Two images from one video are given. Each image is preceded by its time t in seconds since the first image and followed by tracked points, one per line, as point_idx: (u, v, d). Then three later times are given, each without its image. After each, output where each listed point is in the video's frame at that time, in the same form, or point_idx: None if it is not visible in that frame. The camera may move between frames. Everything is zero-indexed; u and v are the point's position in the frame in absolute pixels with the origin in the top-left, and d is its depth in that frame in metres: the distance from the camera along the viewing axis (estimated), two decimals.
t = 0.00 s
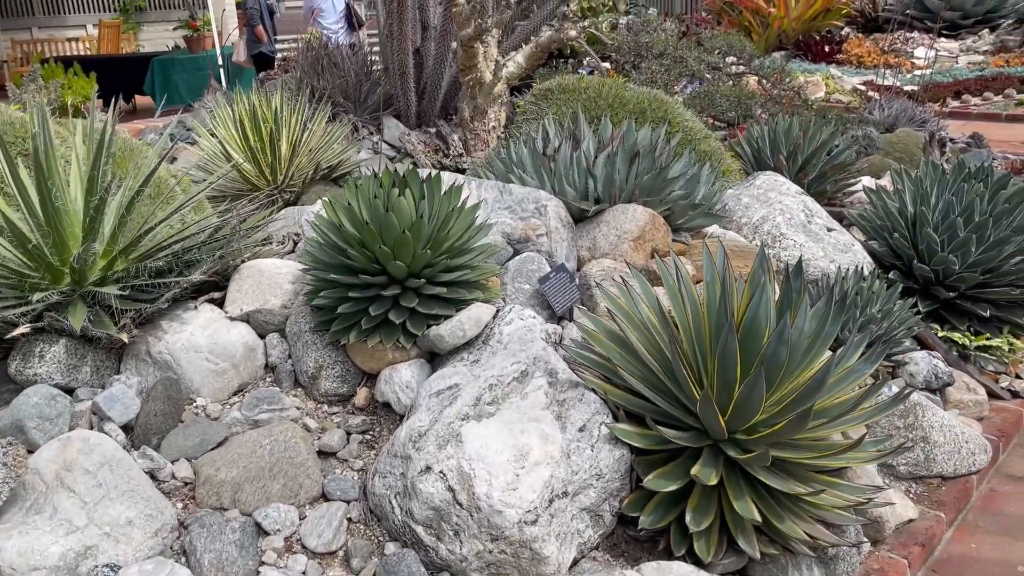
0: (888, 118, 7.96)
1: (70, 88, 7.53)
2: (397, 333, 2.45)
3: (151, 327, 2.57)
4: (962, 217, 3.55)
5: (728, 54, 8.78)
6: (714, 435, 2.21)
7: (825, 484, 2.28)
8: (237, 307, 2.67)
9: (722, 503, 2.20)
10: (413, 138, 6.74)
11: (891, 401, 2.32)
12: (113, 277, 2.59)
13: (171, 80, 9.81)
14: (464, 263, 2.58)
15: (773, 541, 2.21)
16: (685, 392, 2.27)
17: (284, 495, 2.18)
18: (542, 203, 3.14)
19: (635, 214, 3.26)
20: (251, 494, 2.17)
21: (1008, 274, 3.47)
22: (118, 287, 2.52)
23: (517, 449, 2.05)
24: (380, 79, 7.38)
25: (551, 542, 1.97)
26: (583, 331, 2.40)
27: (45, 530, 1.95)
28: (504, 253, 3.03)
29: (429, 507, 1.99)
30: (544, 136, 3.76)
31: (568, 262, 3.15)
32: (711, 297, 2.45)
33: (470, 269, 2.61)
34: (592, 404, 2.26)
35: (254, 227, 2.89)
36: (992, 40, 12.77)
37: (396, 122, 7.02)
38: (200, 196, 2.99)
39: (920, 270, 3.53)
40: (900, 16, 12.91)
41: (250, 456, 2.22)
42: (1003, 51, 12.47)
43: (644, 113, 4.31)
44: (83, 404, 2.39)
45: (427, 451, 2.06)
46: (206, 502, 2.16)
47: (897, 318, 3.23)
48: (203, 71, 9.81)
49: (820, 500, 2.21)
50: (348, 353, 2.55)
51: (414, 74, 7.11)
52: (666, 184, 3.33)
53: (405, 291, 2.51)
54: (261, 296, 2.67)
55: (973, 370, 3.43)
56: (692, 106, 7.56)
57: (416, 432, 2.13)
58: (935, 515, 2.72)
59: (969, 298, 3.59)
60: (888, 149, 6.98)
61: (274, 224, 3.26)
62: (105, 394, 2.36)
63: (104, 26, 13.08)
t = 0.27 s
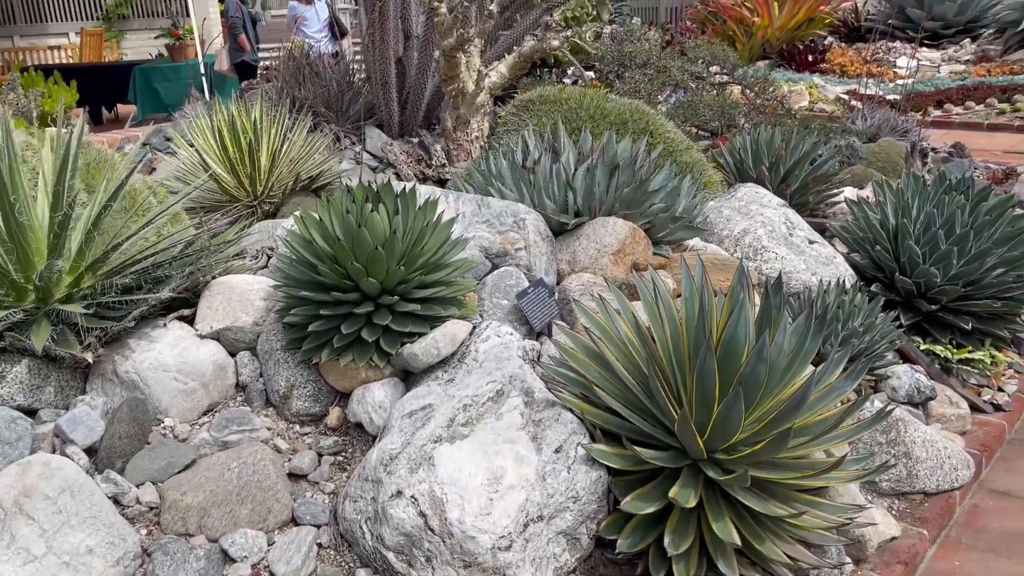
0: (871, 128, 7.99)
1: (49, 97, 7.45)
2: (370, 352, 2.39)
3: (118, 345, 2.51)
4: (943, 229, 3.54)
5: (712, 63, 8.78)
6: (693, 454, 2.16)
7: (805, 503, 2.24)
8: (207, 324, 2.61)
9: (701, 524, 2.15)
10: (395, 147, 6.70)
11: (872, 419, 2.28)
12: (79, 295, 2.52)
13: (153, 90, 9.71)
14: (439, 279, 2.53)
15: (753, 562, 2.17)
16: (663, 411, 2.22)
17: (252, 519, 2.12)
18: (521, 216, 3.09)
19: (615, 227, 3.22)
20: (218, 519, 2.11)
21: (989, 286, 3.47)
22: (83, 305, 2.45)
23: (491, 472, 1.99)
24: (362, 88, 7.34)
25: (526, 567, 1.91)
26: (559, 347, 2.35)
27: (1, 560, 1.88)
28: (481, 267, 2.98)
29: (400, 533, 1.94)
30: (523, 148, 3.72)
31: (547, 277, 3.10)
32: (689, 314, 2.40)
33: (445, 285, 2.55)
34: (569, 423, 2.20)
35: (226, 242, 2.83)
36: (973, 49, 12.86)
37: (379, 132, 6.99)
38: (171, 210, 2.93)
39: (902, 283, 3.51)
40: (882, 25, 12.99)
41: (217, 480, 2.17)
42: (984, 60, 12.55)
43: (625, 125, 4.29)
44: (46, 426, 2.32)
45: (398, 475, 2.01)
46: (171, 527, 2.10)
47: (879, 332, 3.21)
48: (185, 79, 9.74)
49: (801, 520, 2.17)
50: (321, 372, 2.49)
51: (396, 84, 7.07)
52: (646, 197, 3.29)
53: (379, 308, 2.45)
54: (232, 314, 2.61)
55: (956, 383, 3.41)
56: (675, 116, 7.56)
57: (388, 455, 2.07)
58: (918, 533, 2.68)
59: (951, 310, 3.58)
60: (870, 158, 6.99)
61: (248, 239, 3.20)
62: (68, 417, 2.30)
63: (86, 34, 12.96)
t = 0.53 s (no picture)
0: (855, 139, 8.00)
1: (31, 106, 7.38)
2: (341, 370, 2.33)
3: (82, 363, 2.44)
4: (925, 242, 3.52)
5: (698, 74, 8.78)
6: (669, 475, 2.11)
7: (785, 524, 2.19)
8: (174, 341, 2.54)
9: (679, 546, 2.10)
10: (378, 158, 6.65)
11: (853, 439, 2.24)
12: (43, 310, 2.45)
13: (137, 99, 9.59)
14: (412, 295, 2.48)
15: None
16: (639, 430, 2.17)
17: (215, 544, 2.06)
18: (499, 229, 3.04)
19: (594, 240, 3.18)
20: (180, 544, 2.05)
21: (971, 300, 3.46)
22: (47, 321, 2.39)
23: (460, 495, 1.94)
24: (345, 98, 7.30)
25: None
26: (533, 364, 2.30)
27: None
28: (457, 281, 2.92)
29: (366, 559, 1.89)
30: (503, 160, 3.68)
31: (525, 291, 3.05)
32: (667, 331, 2.36)
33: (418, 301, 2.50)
34: (543, 443, 2.14)
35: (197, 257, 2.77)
36: (957, 61, 12.92)
37: (361, 142, 6.96)
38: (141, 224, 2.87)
39: (884, 296, 3.48)
40: (867, 36, 13.05)
41: (180, 504, 2.11)
42: (967, 71, 12.62)
43: (607, 137, 4.27)
44: (5, 448, 2.26)
45: (365, 498, 1.96)
46: (132, 553, 2.04)
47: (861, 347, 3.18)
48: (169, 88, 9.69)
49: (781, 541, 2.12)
50: (290, 390, 2.43)
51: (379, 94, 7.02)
52: (626, 210, 3.26)
53: (350, 325, 2.39)
54: (200, 330, 2.55)
55: (939, 398, 3.38)
56: (660, 127, 7.55)
57: (355, 478, 2.02)
58: (900, 552, 2.64)
59: (934, 324, 3.56)
60: (855, 169, 6.99)
61: (221, 253, 3.14)
62: (28, 437, 2.23)
63: (69, 43, 12.86)
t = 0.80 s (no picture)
0: (841, 151, 8.00)
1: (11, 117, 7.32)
2: (305, 391, 2.26)
3: (40, 383, 2.37)
4: (907, 257, 3.48)
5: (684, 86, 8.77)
6: (641, 499, 2.05)
7: (760, 547, 2.12)
8: (136, 360, 2.47)
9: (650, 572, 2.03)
10: (361, 169, 6.59)
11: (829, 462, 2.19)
12: None
13: (120, 107, 9.56)
14: (380, 313, 2.41)
15: None
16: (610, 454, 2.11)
17: (170, 572, 1.99)
18: (473, 244, 2.98)
19: (570, 255, 3.13)
20: (133, 572, 1.98)
21: (953, 315, 3.43)
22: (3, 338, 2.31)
23: (422, 524, 1.90)
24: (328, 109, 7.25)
25: None
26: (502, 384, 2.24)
27: None
28: (430, 298, 2.86)
29: None
30: (480, 174, 3.62)
31: (501, 307, 3.00)
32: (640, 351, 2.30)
33: (386, 319, 2.43)
34: (511, 467, 2.08)
35: (162, 273, 2.71)
36: (943, 73, 12.96)
37: (344, 153, 6.91)
38: (106, 237, 2.80)
39: (866, 312, 3.44)
40: (852, 49, 13.09)
41: (134, 530, 2.04)
42: (953, 83, 12.67)
43: (587, 149, 4.23)
44: None
45: (324, 526, 1.90)
46: None
47: (840, 364, 3.14)
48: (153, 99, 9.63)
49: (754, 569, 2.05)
50: (254, 411, 2.36)
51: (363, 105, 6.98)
52: (603, 224, 3.21)
53: (316, 344, 2.32)
54: (163, 348, 2.48)
55: (921, 416, 3.33)
56: (646, 138, 7.53)
57: (315, 505, 1.96)
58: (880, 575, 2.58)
59: (916, 340, 3.52)
60: (840, 182, 6.98)
61: (190, 268, 3.08)
62: None
63: (55, 52, 12.77)
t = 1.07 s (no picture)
0: (827, 166, 7.99)
1: None
2: (261, 419, 2.19)
3: None
4: (887, 278, 3.44)
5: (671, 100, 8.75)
6: (606, 533, 1.98)
7: None
8: (90, 386, 2.39)
9: None
10: (343, 183, 6.53)
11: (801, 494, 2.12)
12: None
13: (106, 117, 9.49)
14: (341, 338, 2.33)
15: None
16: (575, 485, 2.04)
17: None
18: (444, 264, 2.92)
19: (544, 275, 3.07)
20: None
21: (933, 337, 3.38)
22: None
23: (375, 561, 1.85)
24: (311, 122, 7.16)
25: None
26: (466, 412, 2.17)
27: None
28: (398, 319, 2.79)
29: None
30: (454, 191, 3.56)
31: (472, 329, 2.93)
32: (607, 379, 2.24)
33: (348, 344, 2.35)
34: (472, 499, 2.00)
35: (121, 294, 2.63)
36: (931, 88, 12.99)
37: (326, 167, 6.84)
38: (65, 257, 2.73)
39: (846, 334, 3.39)
40: (841, 63, 13.11)
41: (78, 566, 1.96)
42: (940, 98, 12.69)
43: (565, 167, 4.18)
44: None
45: (273, 564, 1.87)
46: None
47: (817, 388, 3.10)
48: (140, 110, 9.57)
49: None
50: (211, 439, 2.29)
51: (346, 118, 6.93)
52: (578, 244, 3.16)
53: (274, 370, 2.24)
54: (118, 373, 2.40)
55: (901, 439, 3.27)
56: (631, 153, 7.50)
57: (265, 540, 1.93)
58: None
59: (896, 362, 3.47)
60: (825, 198, 6.95)
61: (153, 288, 3.01)
62: None
63: (43, 63, 12.70)
